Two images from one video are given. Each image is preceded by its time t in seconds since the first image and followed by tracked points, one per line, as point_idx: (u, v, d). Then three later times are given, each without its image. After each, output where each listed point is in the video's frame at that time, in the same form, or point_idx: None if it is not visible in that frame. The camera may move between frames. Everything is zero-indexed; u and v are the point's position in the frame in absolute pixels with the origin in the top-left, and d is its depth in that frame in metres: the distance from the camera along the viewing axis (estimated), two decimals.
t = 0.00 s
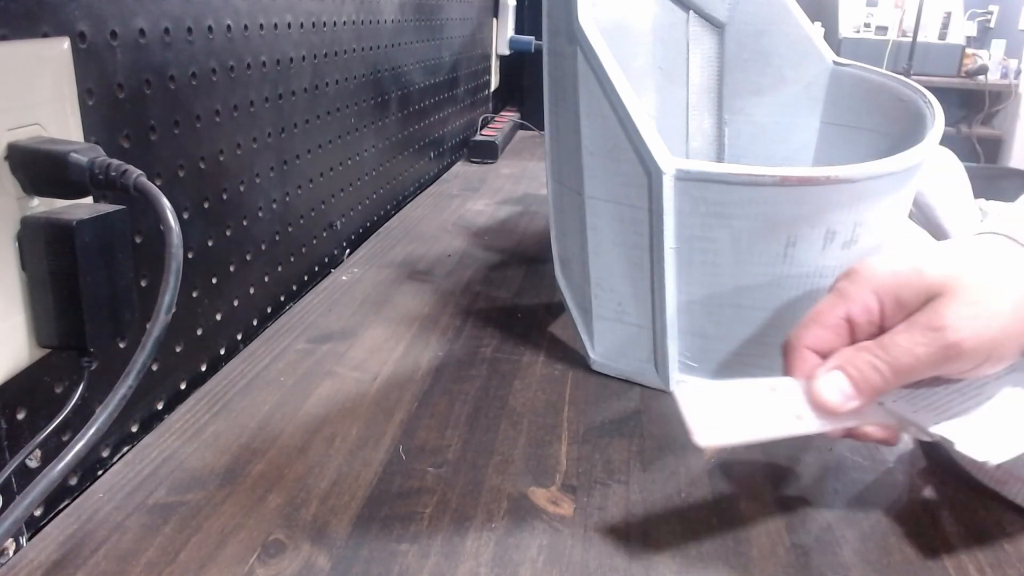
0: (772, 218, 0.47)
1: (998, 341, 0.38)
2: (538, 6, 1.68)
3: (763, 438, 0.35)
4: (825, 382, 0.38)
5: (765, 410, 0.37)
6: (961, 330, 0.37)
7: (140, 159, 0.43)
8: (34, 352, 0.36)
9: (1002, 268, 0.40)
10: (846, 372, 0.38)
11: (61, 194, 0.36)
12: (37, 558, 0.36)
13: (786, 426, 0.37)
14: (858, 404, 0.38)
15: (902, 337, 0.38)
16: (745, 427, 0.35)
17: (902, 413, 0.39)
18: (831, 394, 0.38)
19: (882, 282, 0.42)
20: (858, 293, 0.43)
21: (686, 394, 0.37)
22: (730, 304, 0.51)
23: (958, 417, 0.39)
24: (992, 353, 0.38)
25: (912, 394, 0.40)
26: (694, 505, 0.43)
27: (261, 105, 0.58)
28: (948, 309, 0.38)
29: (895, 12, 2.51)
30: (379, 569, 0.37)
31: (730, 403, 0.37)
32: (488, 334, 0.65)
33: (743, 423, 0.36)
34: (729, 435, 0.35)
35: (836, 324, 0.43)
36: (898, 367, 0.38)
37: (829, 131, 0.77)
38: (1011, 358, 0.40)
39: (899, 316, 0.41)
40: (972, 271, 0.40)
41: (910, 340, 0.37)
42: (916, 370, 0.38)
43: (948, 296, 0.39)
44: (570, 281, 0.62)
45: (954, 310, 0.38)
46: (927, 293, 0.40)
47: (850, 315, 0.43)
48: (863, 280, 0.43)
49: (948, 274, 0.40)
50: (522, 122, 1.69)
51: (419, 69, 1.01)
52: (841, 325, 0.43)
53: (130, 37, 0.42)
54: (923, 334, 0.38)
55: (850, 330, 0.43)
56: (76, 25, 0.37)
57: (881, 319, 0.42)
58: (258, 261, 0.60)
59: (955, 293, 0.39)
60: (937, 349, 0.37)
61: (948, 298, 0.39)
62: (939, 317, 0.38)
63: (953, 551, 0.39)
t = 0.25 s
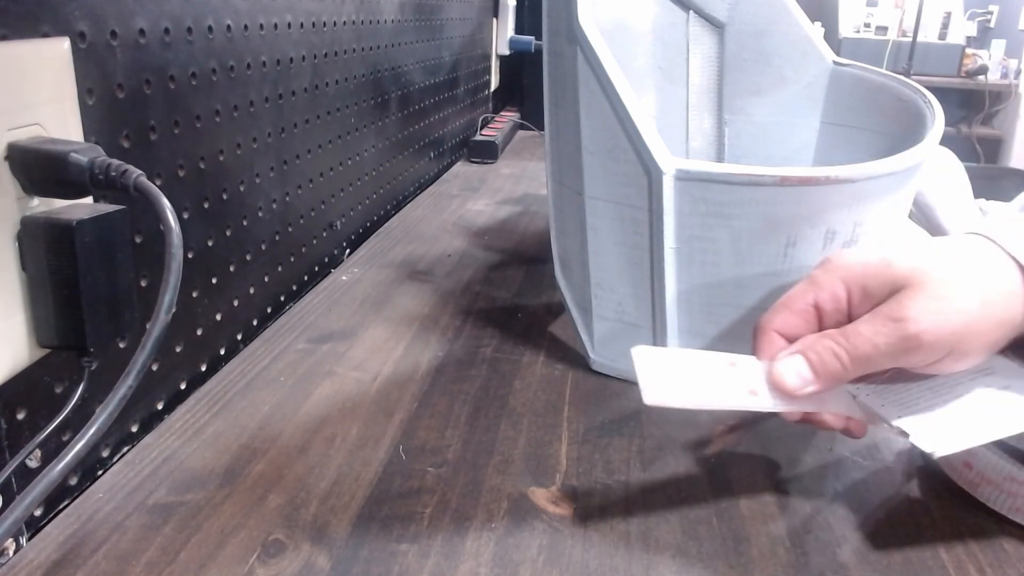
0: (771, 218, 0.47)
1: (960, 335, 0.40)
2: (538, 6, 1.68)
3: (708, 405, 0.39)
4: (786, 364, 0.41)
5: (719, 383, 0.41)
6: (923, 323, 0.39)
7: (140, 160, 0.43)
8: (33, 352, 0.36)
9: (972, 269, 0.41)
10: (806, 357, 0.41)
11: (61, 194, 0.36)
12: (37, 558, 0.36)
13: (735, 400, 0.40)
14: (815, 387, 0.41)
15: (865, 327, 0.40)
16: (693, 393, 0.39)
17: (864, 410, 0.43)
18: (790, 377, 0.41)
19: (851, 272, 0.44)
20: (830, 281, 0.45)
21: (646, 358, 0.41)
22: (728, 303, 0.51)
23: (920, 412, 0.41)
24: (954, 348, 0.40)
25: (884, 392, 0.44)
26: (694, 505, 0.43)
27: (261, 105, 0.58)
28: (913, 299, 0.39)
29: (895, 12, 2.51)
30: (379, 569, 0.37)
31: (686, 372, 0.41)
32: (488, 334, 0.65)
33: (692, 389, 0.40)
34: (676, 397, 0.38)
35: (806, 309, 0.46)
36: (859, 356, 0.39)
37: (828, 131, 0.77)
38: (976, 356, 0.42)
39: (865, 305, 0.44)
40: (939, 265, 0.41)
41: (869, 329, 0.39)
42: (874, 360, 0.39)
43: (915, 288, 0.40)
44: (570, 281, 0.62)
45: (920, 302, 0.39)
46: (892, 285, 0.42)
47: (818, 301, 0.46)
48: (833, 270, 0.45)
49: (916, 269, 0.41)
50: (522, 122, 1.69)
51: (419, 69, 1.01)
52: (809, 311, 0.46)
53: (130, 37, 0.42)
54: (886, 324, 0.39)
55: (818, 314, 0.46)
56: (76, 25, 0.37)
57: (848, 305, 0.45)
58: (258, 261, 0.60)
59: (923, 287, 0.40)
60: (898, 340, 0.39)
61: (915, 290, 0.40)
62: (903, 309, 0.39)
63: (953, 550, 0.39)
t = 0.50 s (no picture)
0: (771, 218, 0.47)
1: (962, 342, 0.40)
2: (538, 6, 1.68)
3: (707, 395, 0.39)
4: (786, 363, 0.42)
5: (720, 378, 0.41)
6: (925, 326, 0.38)
7: (140, 160, 0.43)
8: (33, 352, 0.36)
9: (974, 278, 0.40)
10: (806, 358, 0.41)
11: (61, 194, 0.36)
12: (37, 557, 0.36)
13: (733, 396, 0.40)
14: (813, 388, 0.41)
15: (867, 328, 0.39)
16: (692, 381, 0.39)
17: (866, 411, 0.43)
18: (788, 377, 0.41)
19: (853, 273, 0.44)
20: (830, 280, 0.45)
21: (650, 347, 0.41)
22: (728, 303, 0.51)
23: (920, 415, 0.41)
24: (954, 354, 0.40)
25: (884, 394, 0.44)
26: (694, 505, 0.43)
27: (261, 105, 0.58)
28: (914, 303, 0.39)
29: (895, 12, 2.51)
30: (379, 569, 0.37)
31: (686, 363, 0.41)
32: (488, 334, 0.65)
33: (693, 380, 0.39)
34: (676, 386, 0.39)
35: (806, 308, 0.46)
36: (860, 358, 0.39)
37: (828, 131, 0.77)
38: (978, 362, 0.42)
39: (867, 305, 0.44)
40: (941, 272, 0.41)
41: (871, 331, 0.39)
42: (875, 361, 0.39)
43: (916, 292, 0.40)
44: (570, 281, 0.62)
45: (921, 307, 0.39)
46: (896, 287, 0.42)
47: (820, 301, 0.46)
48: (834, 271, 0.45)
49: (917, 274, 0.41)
50: (522, 122, 1.69)
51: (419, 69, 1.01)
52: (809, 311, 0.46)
53: (130, 37, 0.42)
54: (888, 325, 0.39)
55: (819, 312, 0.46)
56: (76, 25, 0.37)
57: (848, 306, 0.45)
58: (258, 261, 0.60)
59: (926, 291, 0.40)
60: (900, 343, 0.38)
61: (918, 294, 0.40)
62: (905, 311, 0.39)
63: (953, 550, 0.39)
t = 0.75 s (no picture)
0: (771, 217, 0.47)
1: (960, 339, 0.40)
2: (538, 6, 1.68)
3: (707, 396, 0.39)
4: (785, 359, 0.42)
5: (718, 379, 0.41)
6: (924, 320, 0.38)
7: (140, 160, 0.43)
8: (33, 351, 0.36)
9: (973, 275, 0.40)
10: (804, 353, 0.41)
11: (61, 194, 0.36)
12: (37, 558, 0.36)
13: (735, 395, 0.40)
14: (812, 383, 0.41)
15: (866, 323, 0.39)
16: (689, 384, 0.40)
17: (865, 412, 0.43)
18: (786, 372, 0.41)
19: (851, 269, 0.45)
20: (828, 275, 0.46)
21: (642, 357, 0.41)
22: (728, 302, 0.51)
23: (920, 414, 0.41)
24: (952, 350, 0.40)
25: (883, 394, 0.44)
26: (694, 505, 0.43)
27: (261, 105, 0.58)
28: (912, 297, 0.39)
29: (895, 12, 2.51)
30: (379, 569, 0.37)
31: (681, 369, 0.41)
32: (488, 334, 0.65)
33: (686, 385, 0.40)
34: (673, 391, 0.39)
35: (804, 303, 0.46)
36: (858, 352, 0.39)
37: (828, 131, 0.77)
38: (977, 359, 0.42)
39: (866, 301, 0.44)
40: (939, 268, 0.41)
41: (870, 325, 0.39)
42: (873, 355, 0.39)
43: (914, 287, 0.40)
44: (570, 281, 0.62)
45: (920, 301, 0.39)
46: (895, 282, 0.42)
47: (817, 297, 0.46)
48: (832, 267, 0.45)
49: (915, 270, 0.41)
50: (522, 122, 1.69)
51: (419, 69, 1.01)
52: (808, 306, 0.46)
53: (130, 37, 0.42)
54: (887, 320, 0.39)
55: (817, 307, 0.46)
56: (76, 26, 0.37)
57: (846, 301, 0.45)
58: (258, 261, 0.60)
59: (924, 286, 0.40)
60: (899, 336, 0.38)
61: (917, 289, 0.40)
62: (904, 305, 0.39)
63: (953, 550, 0.39)
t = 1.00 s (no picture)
0: (771, 217, 0.47)
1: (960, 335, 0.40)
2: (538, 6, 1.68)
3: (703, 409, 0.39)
4: (786, 362, 0.42)
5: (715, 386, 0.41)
6: (924, 319, 0.38)
7: (140, 160, 0.43)
8: (34, 352, 0.36)
9: (973, 272, 0.40)
10: (806, 356, 0.41)
11: (61, 194, 0.36)
12: (37, 558, 0.36)
13: (732, 404, 0.40)
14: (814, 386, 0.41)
15: (867, 324, 0.39)
16: (686, 396, 0.40)
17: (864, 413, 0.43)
18: (788, 377, 0.41)
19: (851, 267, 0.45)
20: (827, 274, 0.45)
21: (637, 367, 0.41)
22: (728, 302, 0.51)
23: (920, 415, 0.41)
24: (952, 348, 0.40)
25: (882, 395, 0.44)
26: (694, 506, 0.43)
27: (261, 105, 0.58)
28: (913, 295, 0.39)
29: (895, 12, 2.51)
30: (379, 569, 0.37)
31: (678, 381, 0.41)
32: (488, 334, 0.65)
33: (683, 398, 0.39)
34: (669, 404, 0.39)
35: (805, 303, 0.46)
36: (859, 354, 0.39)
37: (828, 131, 0.77)
38: (976, 356, 0.42)
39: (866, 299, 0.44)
40: (939, 266, 0.41)
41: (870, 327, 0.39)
42: (876, 357, 0.39)
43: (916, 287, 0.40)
44: (570, 281, 0.62)
45: (919, 300, 0.39)
46: (894, 281, 0.42)
47: (819, 294, 0.46)
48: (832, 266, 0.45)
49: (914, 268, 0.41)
50: (522, 122, 1.69)
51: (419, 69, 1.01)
52: (809, 303, 0.46)
53: (130, 37, 0.42)
54: (888, 320, 0.39)
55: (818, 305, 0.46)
56: (76, 26, 0.37)
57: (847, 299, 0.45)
58: (257, 261, 0.60)
59: (924, 284, 0.40)
60: (900, 337, 0.38)
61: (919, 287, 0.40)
62: (904, 305, 0.39)
63: (953, 550, 0.39)
